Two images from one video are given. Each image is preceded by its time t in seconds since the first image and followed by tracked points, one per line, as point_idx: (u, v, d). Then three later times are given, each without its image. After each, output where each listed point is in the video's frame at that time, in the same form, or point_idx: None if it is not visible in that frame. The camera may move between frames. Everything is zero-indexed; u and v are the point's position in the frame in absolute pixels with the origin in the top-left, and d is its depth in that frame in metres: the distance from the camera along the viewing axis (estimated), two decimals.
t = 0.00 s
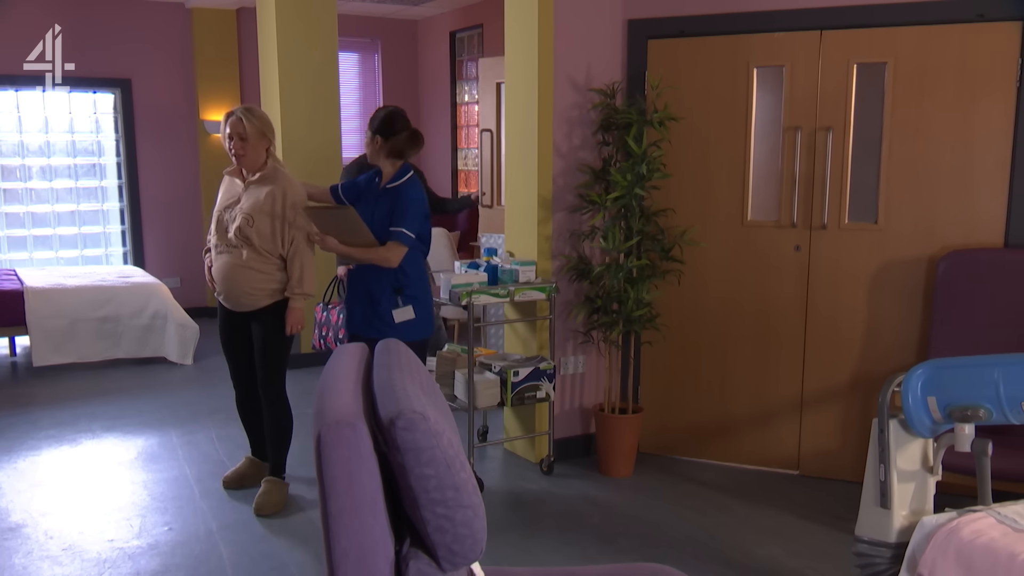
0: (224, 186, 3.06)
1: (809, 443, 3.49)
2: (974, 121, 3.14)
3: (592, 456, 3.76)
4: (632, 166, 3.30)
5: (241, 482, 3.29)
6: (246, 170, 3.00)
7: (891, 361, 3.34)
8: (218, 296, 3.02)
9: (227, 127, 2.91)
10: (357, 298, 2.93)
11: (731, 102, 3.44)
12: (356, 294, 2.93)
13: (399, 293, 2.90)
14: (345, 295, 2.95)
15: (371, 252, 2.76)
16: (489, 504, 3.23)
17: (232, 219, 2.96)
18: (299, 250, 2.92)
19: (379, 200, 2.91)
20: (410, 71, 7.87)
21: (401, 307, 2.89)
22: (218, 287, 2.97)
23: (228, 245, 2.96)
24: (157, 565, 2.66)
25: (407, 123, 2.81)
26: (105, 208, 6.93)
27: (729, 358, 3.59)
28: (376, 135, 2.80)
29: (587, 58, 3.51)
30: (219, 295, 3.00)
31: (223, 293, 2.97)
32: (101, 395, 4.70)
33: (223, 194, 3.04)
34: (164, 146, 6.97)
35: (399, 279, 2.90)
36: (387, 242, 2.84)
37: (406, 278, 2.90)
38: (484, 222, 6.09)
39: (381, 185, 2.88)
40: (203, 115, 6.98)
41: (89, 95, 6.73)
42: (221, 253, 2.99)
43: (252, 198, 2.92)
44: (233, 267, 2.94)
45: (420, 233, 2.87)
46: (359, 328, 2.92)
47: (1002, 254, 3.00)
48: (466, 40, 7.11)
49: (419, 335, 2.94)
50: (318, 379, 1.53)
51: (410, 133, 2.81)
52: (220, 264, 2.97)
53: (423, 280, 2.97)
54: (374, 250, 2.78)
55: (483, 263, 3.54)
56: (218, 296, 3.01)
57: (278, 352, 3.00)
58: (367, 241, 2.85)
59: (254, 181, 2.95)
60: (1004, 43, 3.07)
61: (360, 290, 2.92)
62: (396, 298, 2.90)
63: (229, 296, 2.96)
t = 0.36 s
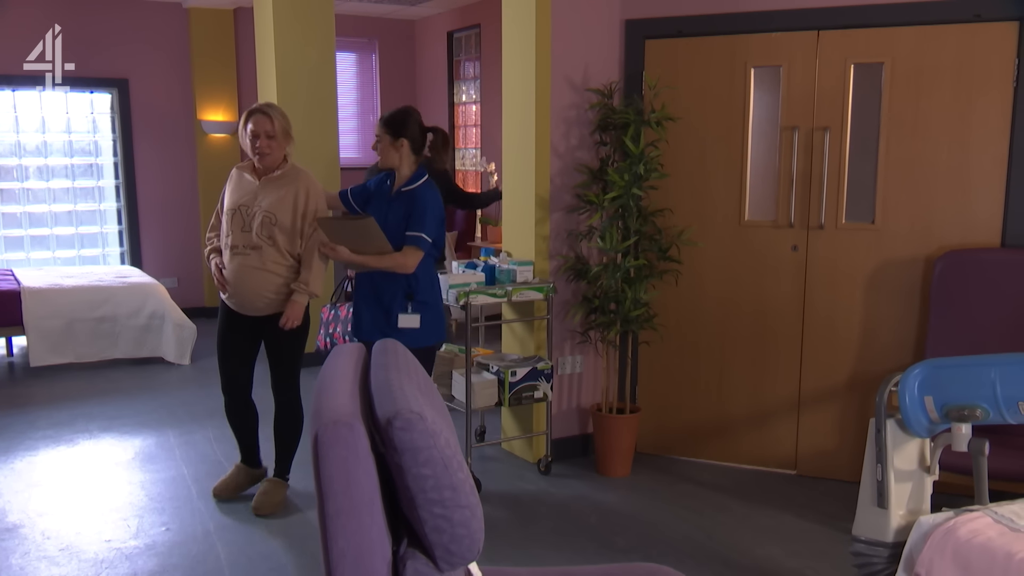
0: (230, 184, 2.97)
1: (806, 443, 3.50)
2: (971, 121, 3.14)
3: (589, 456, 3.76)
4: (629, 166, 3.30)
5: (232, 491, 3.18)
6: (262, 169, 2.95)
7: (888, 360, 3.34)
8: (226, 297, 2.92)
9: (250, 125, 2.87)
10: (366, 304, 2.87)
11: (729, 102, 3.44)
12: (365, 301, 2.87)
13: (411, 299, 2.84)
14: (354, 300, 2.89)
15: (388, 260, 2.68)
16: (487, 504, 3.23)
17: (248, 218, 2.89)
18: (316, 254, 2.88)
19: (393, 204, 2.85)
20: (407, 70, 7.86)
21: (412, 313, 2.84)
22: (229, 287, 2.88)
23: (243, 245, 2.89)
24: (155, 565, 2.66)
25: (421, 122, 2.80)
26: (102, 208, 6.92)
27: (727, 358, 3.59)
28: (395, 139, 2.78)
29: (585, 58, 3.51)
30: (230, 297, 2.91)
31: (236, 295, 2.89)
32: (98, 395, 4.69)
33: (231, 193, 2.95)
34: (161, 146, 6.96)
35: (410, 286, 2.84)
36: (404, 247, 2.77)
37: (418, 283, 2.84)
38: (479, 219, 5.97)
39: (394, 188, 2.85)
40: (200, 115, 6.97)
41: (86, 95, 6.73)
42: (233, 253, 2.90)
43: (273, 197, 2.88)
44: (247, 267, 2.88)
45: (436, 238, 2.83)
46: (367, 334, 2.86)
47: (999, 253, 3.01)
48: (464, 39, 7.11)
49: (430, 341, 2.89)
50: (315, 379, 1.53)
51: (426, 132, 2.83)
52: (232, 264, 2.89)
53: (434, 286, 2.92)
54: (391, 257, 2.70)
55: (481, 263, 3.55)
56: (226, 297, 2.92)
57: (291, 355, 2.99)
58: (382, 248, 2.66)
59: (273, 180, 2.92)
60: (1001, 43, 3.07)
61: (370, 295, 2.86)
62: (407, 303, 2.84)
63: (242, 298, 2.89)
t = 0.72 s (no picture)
0: (236, 184, 2.68)
1: (801, 443, 3.50)
2: (965, 121, 3.15)
3: (585, 456, 3.76)
4: (624, 166, 3.31)
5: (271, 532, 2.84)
6: (275, 169, 2.70)
7: (883, 360, 3.35)
8: (243, 306, 2.66)
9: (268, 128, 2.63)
10: (371, 318, 2.79)
11: (724, 102, 3.44)
12: (369, 314, 2.78)
13: (416, 305, 2.79)
14: (355, 315, 2.78)
15: (400, 273, 2.61)
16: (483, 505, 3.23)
17: (271, 223, 2.65)
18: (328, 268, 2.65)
19: (389, 210, 2.74)
20: (403, 70, 7.86)
21: (419, 319, 2.78)
22: (253, 298, 2.63)
23: (267, 252, 2.66)
24: (150, 567, 2.65)
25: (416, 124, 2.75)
26: (97, 208, 6.90)
27: (722, 358, 3.59)
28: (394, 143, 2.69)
29: (580, 58, 3.51)
30: (250, 307, 2.66)
31: (260, 306, 2.65)
32: (93, 396, 4.68)
33: (241, 194, 2.66)
34: (156, 147, 6.95)
35: (414, 293, 2.79)
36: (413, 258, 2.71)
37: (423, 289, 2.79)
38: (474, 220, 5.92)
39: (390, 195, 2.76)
40: (196, 115, 6.98)
41: (80, 96, 6.72)
42: (253, 259, 2.65)
43: (296, 201, 2.67)
44: (269, 273, 2.65)
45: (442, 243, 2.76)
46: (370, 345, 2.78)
47: (993, 253, 3.01)
48: (459, 40, 7.10)
49: (438, 344, 2.86)
50: (310, 379, 1.53)
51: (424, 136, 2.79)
52: (254, 272, 2.64)
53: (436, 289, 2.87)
54: (402, 270, 2.62)
55: (477, 264, 3.55)
56: (244, 308, 2.66)
57: (303, 377, 2.83)
58: (393, 262, 2.60)
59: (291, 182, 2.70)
60: (995, 43, 3.07)
61: (373, 308, 2.78)
62: (413, 310, 2.79)
63: (266, 308, 2.66)
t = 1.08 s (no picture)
0: (252, 193, 2.49)
1: (794, 442, 3.51)
2: (958, 121, 3.16)
3: (579, 456, 3.76)
4: (618, 166, 3.31)
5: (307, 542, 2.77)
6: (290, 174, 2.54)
7: (875, 359, 3.35)
8: (279, 322, 2.51)
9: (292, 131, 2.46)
10: (377, 319, 2.80)
11: (717, 103, 3.44)
12: (376, 316, 2.80)
13: (423, 303, 2.82)
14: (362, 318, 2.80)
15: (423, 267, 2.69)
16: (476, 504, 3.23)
17: (299, 232, 2.52)
18: (350, 266, 2.62)
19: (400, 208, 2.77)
20: (397, 70, 7.85)
21: (424, 317, 2.82)
22: (292, 312, 2.50)
23: (299, 263, 2.52)
24: (143, 567, 2.65)
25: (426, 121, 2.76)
26: (89, 208, 6.88)
27: (715, 357, 3.60)
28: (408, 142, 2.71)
29: (573, 58, 3.51)
30: (287, 322, 2.52)
31: (298, 318, 2.53)
32: (85, 396, 4.67)
33: (262, 205, 2.48)
34: (149, 147, 6.93)
35: (420, 292, 2.81)
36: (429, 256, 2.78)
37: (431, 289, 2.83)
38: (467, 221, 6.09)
39: (399, 194, 2.78)
40: (188, 115, 6.94)
41: (72, 95, 6.70)
42: (285, 271, 2.50)
43: (321, 207, 2.55)
44: (305, 284, 2.52)
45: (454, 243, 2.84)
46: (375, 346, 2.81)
47: (986, 252, 3.02)
48: (452, 40, 7.10)
49: (444, 338, 2.91)
50: (303, 379, 1.52)
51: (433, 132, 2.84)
52: (288, 285, 2.50)
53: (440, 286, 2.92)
54: (424, 265, 2.71)
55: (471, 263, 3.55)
56: (279, 322, 2.51)
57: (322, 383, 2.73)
58: (416, 257, 2.70)
59: (309, 186, 2.56)
60: (988, 43, 3.08)
61: (379, 309, 2.80)
62: (419, 309, 2.82)
63: (303, 320, 2.54)
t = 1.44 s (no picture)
0: (271, 192, 2.39)
1: (785, 441, 3.52)
2: (947, 121, 3.17)
3: (570, 456, 3.76)
4: (609, 166, 3.31)
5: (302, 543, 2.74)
6: (309, 171, 2.45)
7: (866, 359, 3.37)
8: (298, 324, 2.43)
9: (310, 126, 2.38)
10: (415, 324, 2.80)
11: (708, 102, 3.45)
12: (414, 323, 2.80)
13: (460, 308, 2.84)
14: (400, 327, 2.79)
15: (460, 266, 2.75)
16: (467, 504, 3.23)
17: (318, 232, 2.43)
18: (384, 263, 2.60)
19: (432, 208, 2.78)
20: (388, 70, 7.85)
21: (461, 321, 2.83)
22: (313, 315, 2.41)
23: (318, 264, 2.43)
24: (134, 569, 2.64)
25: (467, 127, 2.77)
26: (79, 209, 6.85)
27: (707, 357, 3.60)
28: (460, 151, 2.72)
29: (565, 58, 3.51)
30: (306, 325, 2.44)
31: (317, 322, 2.44)
32: (75, 397, 4.65)
33: (280, 204, 2.39)
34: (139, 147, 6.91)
35: (456, 296, 2.84)
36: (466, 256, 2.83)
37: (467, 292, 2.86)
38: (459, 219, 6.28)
39: (435, 196, 2.80)
40: (178, 115, 6.92)
41: (62, 95, 6.67)
42: (305, 273, 2.42)
43: (342, 207, 2.46)
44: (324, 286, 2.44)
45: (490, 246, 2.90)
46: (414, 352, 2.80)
47: (976, 251, 3.03)
48: (444, 39, 7.10)
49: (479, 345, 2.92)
50: (294, 379, 1.52)
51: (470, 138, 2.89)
52: (307, 287, 2.41)
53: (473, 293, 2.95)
54: (461, 263, 2.77)
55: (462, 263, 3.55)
56: (298, 325, 2.43)
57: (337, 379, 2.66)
58: (452, 255, 2.79)
59: (329, 185, 2.48)
60: (977, 43, 3.09)
61: (418, 316, 2.80)
62: (457, 313, 2.84)
63: (323, 323, 2.46)
